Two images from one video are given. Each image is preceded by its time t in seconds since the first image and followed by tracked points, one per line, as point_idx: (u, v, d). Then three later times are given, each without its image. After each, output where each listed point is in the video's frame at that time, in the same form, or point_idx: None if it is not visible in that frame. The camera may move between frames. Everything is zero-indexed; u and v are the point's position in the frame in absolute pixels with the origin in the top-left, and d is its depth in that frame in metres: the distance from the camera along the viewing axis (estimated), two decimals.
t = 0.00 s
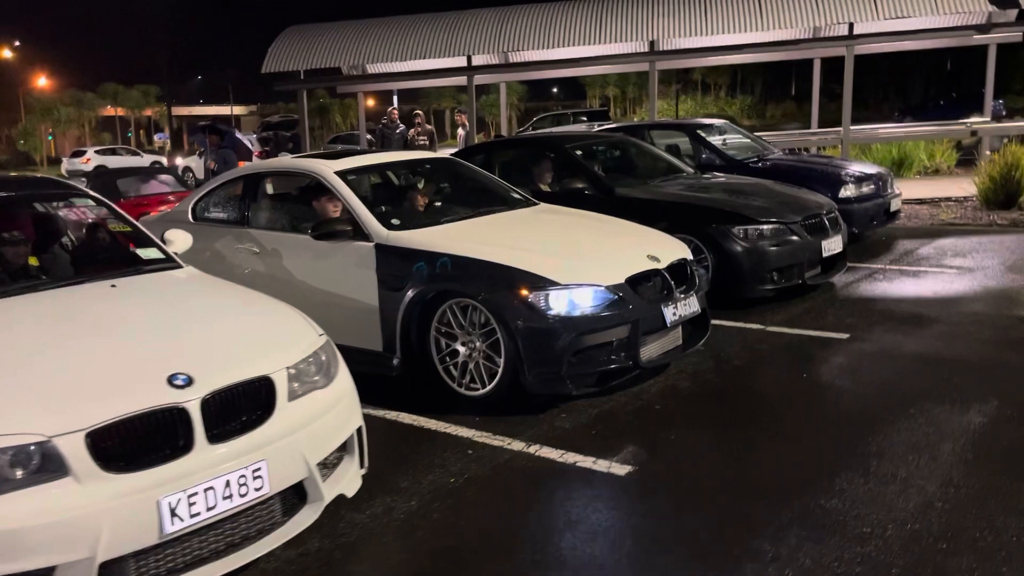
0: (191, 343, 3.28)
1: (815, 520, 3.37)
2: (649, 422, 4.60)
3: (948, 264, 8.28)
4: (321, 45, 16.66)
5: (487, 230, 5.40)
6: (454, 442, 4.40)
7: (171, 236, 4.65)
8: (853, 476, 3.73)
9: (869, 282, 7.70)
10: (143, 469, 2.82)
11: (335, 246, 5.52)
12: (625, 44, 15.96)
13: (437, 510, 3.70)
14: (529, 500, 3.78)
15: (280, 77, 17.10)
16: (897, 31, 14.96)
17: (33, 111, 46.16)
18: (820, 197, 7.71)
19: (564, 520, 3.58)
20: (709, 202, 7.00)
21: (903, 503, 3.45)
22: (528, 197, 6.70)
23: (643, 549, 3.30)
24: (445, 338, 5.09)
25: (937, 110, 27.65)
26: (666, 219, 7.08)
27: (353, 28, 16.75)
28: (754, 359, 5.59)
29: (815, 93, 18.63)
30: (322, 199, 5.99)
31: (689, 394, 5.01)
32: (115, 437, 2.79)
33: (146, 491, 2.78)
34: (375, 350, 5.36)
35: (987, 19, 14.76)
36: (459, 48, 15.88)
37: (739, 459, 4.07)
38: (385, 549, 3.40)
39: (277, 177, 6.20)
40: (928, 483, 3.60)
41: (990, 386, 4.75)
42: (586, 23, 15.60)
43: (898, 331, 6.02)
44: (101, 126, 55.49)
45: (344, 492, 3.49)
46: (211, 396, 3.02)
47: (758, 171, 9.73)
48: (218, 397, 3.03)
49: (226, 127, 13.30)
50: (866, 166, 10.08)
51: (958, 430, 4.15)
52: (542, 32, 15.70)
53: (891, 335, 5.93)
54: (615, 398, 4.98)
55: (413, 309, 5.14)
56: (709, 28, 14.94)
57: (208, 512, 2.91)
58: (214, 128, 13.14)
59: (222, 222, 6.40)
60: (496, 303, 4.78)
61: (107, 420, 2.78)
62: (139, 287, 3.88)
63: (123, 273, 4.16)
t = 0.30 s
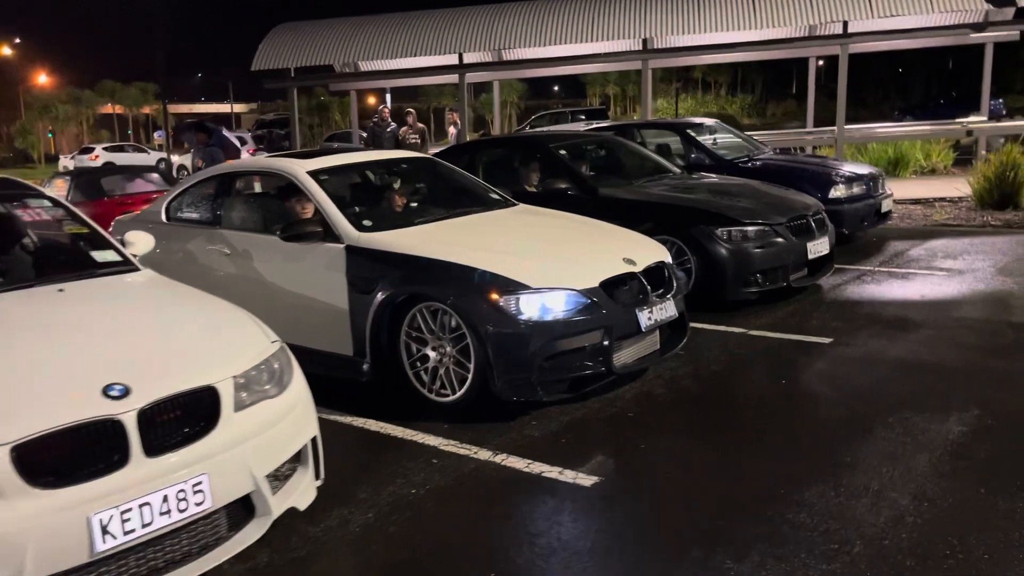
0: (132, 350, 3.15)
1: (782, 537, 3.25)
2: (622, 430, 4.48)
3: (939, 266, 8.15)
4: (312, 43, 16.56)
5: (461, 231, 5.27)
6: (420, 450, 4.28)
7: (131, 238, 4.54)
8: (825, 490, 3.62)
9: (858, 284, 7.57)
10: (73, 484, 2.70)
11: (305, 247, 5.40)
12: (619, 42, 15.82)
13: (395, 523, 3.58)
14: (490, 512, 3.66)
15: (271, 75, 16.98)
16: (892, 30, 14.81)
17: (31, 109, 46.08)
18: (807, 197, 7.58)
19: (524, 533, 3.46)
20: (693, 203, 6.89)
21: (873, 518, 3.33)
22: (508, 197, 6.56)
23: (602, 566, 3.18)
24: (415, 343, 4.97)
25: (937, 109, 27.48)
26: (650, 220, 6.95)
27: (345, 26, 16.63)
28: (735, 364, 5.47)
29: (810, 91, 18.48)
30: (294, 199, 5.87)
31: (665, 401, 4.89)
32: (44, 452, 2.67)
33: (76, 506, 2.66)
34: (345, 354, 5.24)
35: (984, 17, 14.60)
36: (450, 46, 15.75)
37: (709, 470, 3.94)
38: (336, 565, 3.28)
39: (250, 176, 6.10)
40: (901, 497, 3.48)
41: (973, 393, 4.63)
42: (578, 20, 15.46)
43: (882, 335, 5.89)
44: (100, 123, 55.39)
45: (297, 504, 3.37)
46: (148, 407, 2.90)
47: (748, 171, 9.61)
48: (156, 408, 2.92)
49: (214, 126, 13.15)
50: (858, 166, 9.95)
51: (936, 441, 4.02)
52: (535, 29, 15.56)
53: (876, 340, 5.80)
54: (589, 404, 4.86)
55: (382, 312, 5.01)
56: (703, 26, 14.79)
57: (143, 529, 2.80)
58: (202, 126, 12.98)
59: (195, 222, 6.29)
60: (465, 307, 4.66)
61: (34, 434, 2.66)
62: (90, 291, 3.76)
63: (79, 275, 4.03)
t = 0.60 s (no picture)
0: (73, 357, 3.01)
1: (756, 557, 3.10)
2: (598, 439, 4.32)
3: (934, 268, 7.98)
4: (304, 39, 16.41)
5: (437, 232, 5.12)
6: (388, 459, 4.13)
7: (91, 238, 4.40)
8: (803, 504, 3.47)
9: (850, 286, 7.41)
10: None
11: (277, 248, 5.25)
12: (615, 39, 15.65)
13: (355, 538, 3.43)
14: (455, 526, 3.50)
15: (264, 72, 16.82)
16: (892, 27, 14.62)
17: (30, 105, 45.97)
18: (799, 197, 7.42)
19: (487, 549, 3.31)
20: (681, 203, 6.74)
21: (851, 536, 3.19)
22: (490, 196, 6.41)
23: None
24: (388, 347, 4.82)
25: (939, 107, 27.25)
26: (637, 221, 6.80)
27: (338, 22, 16.49)
28: (719, 369, 5.32)
29: (809, 89, 18.29)
30: (268, 198, 5.72)
31: (646, 407, 4.73)
32: None
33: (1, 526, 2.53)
34: (318, 358, 5.09)
35: (984, 14, 14.40)
36: (444, 42, 15.59)
37: (686, 481, 3.79)
38: None
39: (225, 174, 5.95)
40: (883, 513, 3.33)
41: (962, 401, 4.47)
42: (574, 17, 15.29)
43: (873, 340, 5.74)
44: (100, 120, 55.28)
45: (250, 519, 3.23)
46: (83, 419, 2.75)
47: (741, 170, 9.46)
48: (92, 418, 2.78)
49: (203, 123, 12.99)
50: (853, 166, 9.79)
51: (922, 452, 3.87)
52: (530, 25, 15.40)
53: (865, 344, 5.65)
54: (566, 411, 4.71)
55: (354, 315, 4.86)
56: (700, 23, 14.61)
57: (75, 549, 2.67)
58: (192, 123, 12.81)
59: (169, 222, 6.15)
60: (438, 310, 4.51)
61: None
62: (42, 294, 3.62)
63: (32, 278, 3.88)
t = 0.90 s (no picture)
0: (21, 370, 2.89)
1: None
2: (578, 452, 4.19)
3: (933, 272, 7.82)
4: (301, 36, 16.29)
5: (417, 236, 4.98)
6: (360, 473, 4.00)
7: (57, 242, 4.29)
8: (784, 526, 3.33)
9: (846, 291, 7.25)
10: None
11: (254, 252, 5.12)
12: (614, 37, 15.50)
13: (318, 559, 3.30)
14: (423, 545, 3.37)
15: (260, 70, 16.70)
16: (894, 26, 14.43)
17: (32, 102, 45.83)
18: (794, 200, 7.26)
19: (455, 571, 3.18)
20: (673, 206, 6.59)
21: (833, 561, 3.05)
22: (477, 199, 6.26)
23: None
24: (365, 356, 4.69)
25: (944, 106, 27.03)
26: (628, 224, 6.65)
27: (336, 20, 16.37)
28: (707, 378, 5.18)
29: (810, 89, 18.12)
30: (248, 201, 5.58)
31: (629, 419, 4.59)
32: None
33: None
34: (295, 365, 4.96)
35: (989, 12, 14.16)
36: (442, 40, 15.45)
37: (666, 499, 3.66)
38: None
39: (205, 175, 5.82)
40: (868, 536, 3.19)
41: (956, 414, 4.33)
42: (572, 14, 15.13)
43: (867, 348, 5.59)
44: (103, 117, 55.21)
45: (207, 540, 3.11)
46: (21, 440, 2.64)
47: (737, 171, 9.31)
48: (33, 437, 2.67)
49: (197, 121, 12.82)
50: (852, 167, 9.62)
51: (911, 469, 3.73)
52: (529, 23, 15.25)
53: (858, 352, 5.50)
54: (547, 423, 4.57)
55: (331, 322, 4.73)
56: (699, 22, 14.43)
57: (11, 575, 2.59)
58: (185, 121, 12.65)
59: (149, 224, 6.02)
60: (414, 318, 4.37)
61: None
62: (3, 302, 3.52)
63: None
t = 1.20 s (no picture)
0: None
1: None
2: (556, 459, 4.06)
3: (934, 273, 7.65)
4: (300, 34, 16.22)
5: (397, 235, 4.86)
6: (331, 480, 3.89)
7: (25, 241, 4.19)
8: (763, 541, 3.20)
9: (845, 292, 7.09)
10: None
11: (232, 251, 5.01)
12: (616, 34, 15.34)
13: (278, 570, 3.18)
14: (387, 556, 3.25)
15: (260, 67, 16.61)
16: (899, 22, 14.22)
17: (40, 100, 45.88)
18: (792, 199, 7.10)
19: None
20: (666, 205, 6.45)
21: None
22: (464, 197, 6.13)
23: None
24: (342, 358, 4.57)
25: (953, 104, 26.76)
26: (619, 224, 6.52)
27: (336, 17, 16.29)
28: (696, 381, 5.04)
29: (815, 86, 17.92)
30: (229, 199, 5.46)
31: (612, 423, 4.46)
32: None
33: None
34: (271, 367, 4.84)
35: (997, 8, 13.91)
36: (442, 36, 15.33)
37: (642, 509, 3.53)
38: None
39: (186, 173, 5.71)
40: (849, 551, 3.05)
41: (949, 422, 4.18)
42: (573, 10, 14.98)
43: (862, 351, 5.44)
44: (110, 113, 55.29)
45: (161, 550, 3.01)
46: None
47: (736, 169, 9.16)
48: None
49: (195, 119, 12.73)
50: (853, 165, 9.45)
51: (900, 480, 3.59)
52: (529, 19, 15.11)
53: (853, 355, 5.35)
54: (528, 428, 4.44)
55: (307, 324, 4.61)
56: (702, 18, 14.25)
57: None
58: (183, 119, 12.56)
59: (130, 222, 5.91)
60: (390, 321, 4.25)
61: None
62: None
63: None
